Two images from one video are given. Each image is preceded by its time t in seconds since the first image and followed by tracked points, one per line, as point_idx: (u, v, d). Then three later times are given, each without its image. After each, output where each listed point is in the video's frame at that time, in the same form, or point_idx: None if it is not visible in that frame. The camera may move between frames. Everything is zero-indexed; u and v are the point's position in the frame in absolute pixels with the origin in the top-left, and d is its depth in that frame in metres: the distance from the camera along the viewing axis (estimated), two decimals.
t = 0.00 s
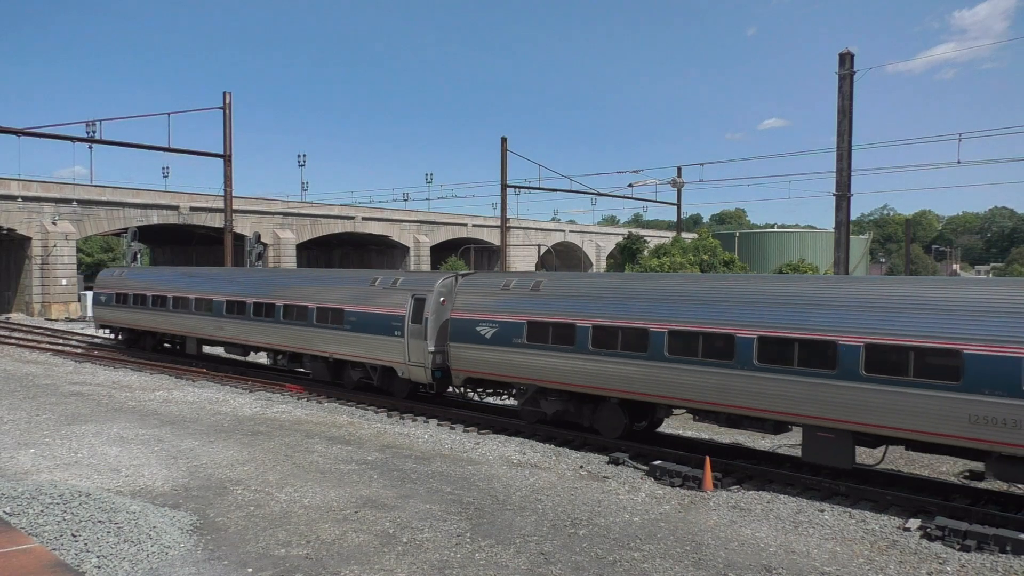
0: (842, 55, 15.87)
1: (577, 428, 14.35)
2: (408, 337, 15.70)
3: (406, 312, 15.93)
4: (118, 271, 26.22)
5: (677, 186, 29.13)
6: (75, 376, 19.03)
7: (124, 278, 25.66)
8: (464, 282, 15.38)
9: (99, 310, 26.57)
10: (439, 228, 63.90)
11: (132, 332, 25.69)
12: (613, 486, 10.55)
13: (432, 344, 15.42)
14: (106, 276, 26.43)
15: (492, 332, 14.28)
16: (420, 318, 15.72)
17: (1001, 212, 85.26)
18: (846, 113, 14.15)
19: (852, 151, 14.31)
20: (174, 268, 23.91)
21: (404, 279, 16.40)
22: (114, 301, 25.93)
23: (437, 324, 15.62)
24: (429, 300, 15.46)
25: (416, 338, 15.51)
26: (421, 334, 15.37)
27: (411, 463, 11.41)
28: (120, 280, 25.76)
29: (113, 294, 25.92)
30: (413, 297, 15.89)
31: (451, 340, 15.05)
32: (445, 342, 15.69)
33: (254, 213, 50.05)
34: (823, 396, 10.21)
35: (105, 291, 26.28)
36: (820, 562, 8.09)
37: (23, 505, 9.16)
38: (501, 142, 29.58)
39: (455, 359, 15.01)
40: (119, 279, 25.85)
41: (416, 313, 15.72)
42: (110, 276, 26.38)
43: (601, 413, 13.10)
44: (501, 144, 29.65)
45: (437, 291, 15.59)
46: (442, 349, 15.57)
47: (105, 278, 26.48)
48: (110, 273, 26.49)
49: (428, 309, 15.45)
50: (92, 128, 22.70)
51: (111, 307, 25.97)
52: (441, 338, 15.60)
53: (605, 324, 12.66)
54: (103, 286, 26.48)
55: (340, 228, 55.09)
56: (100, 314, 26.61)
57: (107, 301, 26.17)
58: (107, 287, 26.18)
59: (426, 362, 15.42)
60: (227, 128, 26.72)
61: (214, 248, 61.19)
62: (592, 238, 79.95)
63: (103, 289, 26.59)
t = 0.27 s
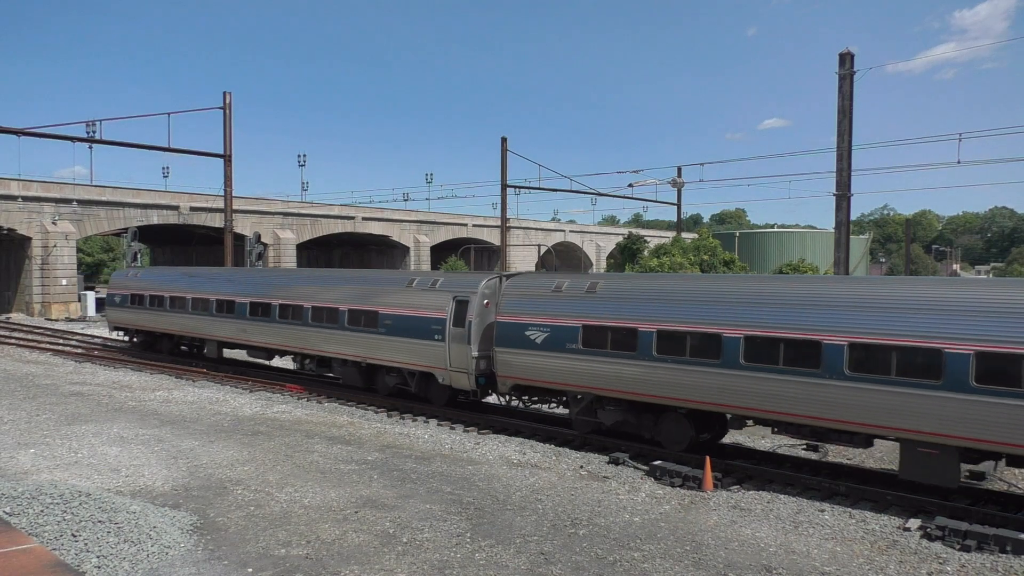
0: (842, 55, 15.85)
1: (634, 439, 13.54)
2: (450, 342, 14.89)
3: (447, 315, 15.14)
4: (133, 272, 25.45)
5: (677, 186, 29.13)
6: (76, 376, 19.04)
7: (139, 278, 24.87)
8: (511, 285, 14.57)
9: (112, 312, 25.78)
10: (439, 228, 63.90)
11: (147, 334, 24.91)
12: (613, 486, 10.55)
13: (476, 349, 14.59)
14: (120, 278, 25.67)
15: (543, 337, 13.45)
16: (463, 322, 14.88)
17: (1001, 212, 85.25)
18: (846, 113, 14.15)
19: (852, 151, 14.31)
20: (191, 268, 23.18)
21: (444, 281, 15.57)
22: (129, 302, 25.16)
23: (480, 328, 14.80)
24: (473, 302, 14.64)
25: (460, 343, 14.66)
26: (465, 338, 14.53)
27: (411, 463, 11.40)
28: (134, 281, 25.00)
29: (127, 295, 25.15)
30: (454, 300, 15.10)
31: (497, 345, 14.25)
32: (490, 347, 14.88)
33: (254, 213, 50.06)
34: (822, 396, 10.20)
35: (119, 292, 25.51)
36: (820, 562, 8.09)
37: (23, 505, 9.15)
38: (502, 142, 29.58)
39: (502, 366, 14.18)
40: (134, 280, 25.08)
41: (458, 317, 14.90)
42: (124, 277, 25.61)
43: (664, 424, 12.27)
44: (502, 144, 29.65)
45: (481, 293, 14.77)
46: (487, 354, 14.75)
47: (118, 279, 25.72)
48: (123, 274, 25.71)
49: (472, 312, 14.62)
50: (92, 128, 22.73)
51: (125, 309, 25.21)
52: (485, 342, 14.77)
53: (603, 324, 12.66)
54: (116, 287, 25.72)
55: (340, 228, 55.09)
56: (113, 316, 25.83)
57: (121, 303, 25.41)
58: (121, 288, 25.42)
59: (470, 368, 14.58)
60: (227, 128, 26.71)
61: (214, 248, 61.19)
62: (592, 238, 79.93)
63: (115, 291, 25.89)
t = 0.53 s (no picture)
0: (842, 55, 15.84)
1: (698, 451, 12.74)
2: (495, 347, 14.15)
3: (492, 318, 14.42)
4: (148, 273, 24.72)
5: (677, 186, 29.12)
6: (75, 376, 19.04)
7: (155, 279, 24.11)
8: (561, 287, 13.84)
9: (127, 313, 25.02)
10: (439, 228, 63.90)
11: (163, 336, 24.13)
12: (613, 486, 10.55)
13: (524, 354, 13.82)
14: (135, 279, 24.95)
15: (600, 343, 12.67)
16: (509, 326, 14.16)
17: (1001, 212, 85.25)
18: (846, 113, 14.15)
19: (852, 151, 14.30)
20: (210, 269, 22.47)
21: (487, 283, 14.87)
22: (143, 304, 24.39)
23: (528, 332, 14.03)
24: (522, 305, 13.90)
25: (506, 348, 13.90)
26: (512, 343, 13.80)
27: (411, 463, 11.40)
28: (149, 283, 24.22)
29: (143, 296, 24.38)
30: (500, 302, 14.39)
31: (547, 350, 13.52)
32: (538, 353, 14.13)
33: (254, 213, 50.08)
34: (819, 396, 10.24)
35: (134, 294, 24.76)
36: (820, 562, 8.09)
37: (23, 505, 9.15)
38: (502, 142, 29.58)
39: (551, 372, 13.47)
40: (149, 281, 24.31)
41: (504, 321, 14.17)
42: (139, 278, 24.86)
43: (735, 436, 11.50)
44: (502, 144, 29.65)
45: (529, 296, 14.02)
46: (534, 360, 14.00)
47: (134, 281, 24.96)
48: (138, 276, 24.98)
49: (520, 316, 13.86)
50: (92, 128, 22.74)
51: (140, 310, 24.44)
52: (534, 347, 13.99)
53: (599, 325, 12.75)
54: (131, 288, 24.97)
55: (340, 228, 55.10)
56: (128, 318, 25.07)
57: (136, 305, 24.64)
58: (136, 290, 24.69)
59: (518, 374, 13.83)
60: (227, 127, 26.71)
61: (214, 248, 61.19)
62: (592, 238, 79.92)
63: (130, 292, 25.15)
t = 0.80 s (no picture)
0: (842, 55, 15.83)
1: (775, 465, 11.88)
2: (547, 351, 13.33)
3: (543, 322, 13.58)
4: (166, 273, 23.93)
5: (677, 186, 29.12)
6: (76, 376, 19.04)
7: (174, 280, 23.32)
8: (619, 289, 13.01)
9: (144, 316, 24.21)
10: (439, 228, 63.91)
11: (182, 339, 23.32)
12: (613, 486, 10.55)
13: (580, 360, 12.96)
14: (151, 281, 24.17)
15: (629, 346, 12.26)
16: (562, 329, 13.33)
17: (1001, 212, 85.29)
18: (846, 113, 14.14)
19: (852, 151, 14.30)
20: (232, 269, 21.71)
21: (537, 284, 14.07)
22: (161, 306, 23.58)
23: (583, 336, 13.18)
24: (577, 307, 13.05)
25: (560, 353, 13.07)
26: (567, 348, 12.97)
27: (411, 463, 11.40)
28: (167, 284, 23.44)
29: (160, 298, 23.58)
30: (551, 304, 13.56)
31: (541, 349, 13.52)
32: (592, 358, 13.28)
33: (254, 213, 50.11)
34: (816, 396, 10.24)
35: (151, 296, 23.96)
36: (820, 562, 8.09)
37: (23, 505, 9.15)
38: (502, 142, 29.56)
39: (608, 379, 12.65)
40: (167, 282, 23.52)
41: (557, 323, 13.34)
42: (157, 279, 24.06)
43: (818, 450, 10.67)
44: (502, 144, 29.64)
45: (585, 297, 13.17)
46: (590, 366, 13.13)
47: (151, 282, 24.16)
48: (156, 277, 24.20)
49: (575, 318, 13.03)
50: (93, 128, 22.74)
51: (157, 312, 23.62)
52: (589, 352, 13.14)
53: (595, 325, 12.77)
54: (148, 290, 24.17)
55: (340, 228, 55.10)
56: (145, 320, 24.25)
57: (153, 307, 23.84)
58: (153, 292, 23.88)
59: (572, 382, 12.97)
60: (227, 127, 26.71)
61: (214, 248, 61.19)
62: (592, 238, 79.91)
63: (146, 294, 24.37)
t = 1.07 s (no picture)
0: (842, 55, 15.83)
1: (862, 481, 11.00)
2: (604, 357, 12.49)
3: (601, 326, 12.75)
4: (185, 274, 23.08)
5: (676, 186, 29.12)
6: (76, 376, 19.04)
7: (193, 281, 22.47)
8: (685, 291, 12.15)
9: (161, 318, 23.34)
10: (439, 228, 63.92)
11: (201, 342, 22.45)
12: (613, 486, 10.55)
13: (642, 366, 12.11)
14: (169, 282, 23.30)
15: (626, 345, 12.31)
16: (622, 333, 12.47)
17: (1002, 212, 85.33)
18: (846, 113, 14.14)
19: (852, 151, 14.30)
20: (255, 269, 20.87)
21: (592, 286, 13.23)
22: (180, 308, 22.72)
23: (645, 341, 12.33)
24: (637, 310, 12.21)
25: (620, 358, 12.23)
26: (627, 353, 12.11)
27: (411, 463, 11.41)
28: (186, 286, 22.59)
29: (179, 300, 22.71)
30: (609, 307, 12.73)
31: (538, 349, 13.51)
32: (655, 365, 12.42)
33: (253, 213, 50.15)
34: (815, 396, 10.26)
35: (169, 297, 23.07)
36: (820, 562, 8.09)
37: (23, 505, 9.15)
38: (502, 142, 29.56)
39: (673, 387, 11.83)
40: (186, 284, 22.66)
41: (615, 328, 12.50)
42: (175, 281, 23.19)
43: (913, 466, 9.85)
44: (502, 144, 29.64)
45: (647, 299, 12.30)
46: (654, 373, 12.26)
47: (168, 284, 23.29)
48: (174, 277, 23.34)
49: (637, 322, 12.16)
50: (93, 128, 22.79)
51: (175, 314, 22.74)
52: (652, 358, 12.26)
53: (591, 326, 12.82)
54: (165, 291, 23.32)
55: (340, 228, 55.10)
56: (162, 323, 23.38)
57: (170, 309, 22.97)
58: (171, 293, 23.01)
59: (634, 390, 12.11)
60: (227, 127, 26.72)
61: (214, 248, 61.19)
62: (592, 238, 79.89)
63: (163, 295, 23.51)
